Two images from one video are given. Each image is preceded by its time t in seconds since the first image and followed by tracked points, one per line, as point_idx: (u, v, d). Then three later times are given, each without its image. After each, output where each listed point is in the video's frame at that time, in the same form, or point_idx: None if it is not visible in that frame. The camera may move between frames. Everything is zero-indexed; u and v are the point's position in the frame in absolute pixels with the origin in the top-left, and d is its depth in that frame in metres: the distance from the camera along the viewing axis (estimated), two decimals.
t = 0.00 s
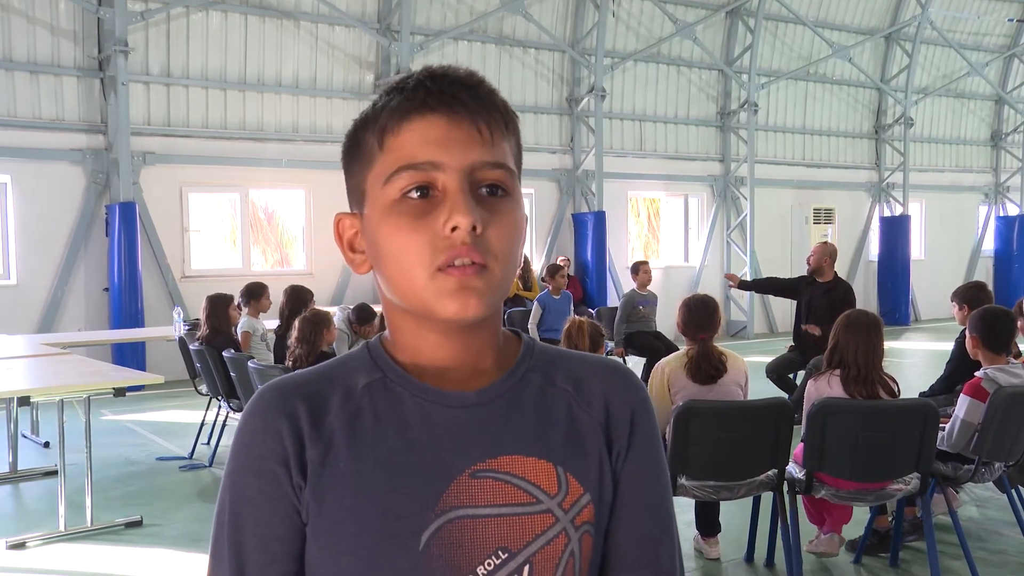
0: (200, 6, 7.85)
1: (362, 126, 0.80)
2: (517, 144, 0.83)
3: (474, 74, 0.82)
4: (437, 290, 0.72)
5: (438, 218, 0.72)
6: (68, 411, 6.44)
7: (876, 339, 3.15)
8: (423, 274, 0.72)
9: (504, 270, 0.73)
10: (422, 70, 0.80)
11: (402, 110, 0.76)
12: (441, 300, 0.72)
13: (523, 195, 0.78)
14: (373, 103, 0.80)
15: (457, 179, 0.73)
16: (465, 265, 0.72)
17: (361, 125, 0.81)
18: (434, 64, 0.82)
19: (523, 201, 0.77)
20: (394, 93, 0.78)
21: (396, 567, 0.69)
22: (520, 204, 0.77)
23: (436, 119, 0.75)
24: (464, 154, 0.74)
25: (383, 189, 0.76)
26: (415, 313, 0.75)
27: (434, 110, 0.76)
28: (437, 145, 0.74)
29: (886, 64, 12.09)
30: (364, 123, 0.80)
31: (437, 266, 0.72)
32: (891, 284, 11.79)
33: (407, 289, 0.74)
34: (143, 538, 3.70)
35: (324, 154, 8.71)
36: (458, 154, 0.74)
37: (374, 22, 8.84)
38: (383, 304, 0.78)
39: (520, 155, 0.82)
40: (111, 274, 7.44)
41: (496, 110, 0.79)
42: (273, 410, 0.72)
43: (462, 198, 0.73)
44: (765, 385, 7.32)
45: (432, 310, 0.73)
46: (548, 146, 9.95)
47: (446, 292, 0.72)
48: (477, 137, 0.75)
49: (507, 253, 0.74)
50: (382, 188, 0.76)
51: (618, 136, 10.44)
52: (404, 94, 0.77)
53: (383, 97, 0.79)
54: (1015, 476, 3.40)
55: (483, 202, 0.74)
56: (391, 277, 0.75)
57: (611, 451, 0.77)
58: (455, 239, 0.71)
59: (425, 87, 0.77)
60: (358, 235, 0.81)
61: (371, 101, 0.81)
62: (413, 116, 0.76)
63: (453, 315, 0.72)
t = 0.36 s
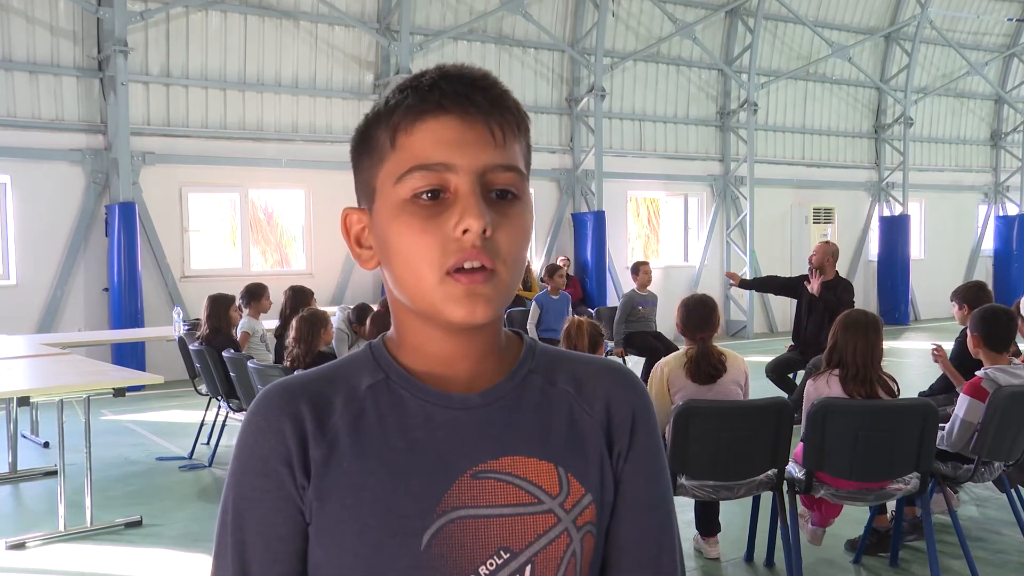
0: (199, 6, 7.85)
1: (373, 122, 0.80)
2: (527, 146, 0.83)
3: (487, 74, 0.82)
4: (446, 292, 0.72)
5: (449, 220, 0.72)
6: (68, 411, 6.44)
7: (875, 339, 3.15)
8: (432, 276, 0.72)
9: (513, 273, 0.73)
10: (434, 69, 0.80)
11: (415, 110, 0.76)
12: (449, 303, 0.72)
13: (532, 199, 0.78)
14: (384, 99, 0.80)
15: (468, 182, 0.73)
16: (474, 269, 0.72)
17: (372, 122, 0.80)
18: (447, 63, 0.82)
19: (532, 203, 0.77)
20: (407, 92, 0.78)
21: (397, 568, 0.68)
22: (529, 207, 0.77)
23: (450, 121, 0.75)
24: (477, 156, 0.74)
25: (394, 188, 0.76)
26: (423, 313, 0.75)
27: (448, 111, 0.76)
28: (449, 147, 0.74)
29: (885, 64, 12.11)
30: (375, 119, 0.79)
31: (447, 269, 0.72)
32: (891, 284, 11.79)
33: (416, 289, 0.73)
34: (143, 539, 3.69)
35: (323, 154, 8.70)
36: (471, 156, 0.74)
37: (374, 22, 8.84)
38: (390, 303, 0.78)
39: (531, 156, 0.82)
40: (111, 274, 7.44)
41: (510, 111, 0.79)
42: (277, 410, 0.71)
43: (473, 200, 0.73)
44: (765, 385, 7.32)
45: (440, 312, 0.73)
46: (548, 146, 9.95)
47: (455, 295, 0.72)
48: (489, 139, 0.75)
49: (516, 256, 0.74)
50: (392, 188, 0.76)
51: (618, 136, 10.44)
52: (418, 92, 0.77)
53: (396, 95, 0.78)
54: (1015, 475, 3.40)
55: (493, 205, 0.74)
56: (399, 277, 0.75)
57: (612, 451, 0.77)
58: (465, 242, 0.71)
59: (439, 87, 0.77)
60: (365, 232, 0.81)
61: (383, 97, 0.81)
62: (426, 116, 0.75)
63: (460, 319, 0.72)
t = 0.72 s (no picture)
0: (199, 6, 7.85)
1: (385, 121, 0.80)
2: (538, 149, 0.83)
3: (500, 76, 0.82)
4: (456, 293, 0.72)
5: (459, 223, 0.72)
6: (68, 411, 6.44)
7: (876, 339, 3.15)
8: (443, 277, 0.72)
9: (521, 276, 0.74)
10: (447, 69, 0.80)
11: (427, 111, 0.76)
12: (457, 304, 0.72)
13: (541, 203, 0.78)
14: (397, 99, 0.80)
15: (479, 185, 0.73)
16: (484, 272, 0.72)
17: (384, 121, 0.80)
18: (460, 63, 0.82)
19: (542, 208, 0.77)
20: (420, 92, 0.78)
21: (403, 566, 0.68)
22: (539, 211, 0.77)
23: (462, 123, 0.75)
24: (488, 160, 0.74)
25: (405, 189, 0.76)
26: (430, 312, 0.75)
27: (461, 113, 0.75)
28: (461, 150, 0.74)
29: (885, 65, 12.12)
30: (387, 119, 0.79)
31: (457, 273, 0.72)
32: (890, 285, 11.80)
33: (425, 289, 0.74)
34: (143, 539, 3.69)
35: (323, 154, 8.71)
36: (482, 159, 0.74)
37: (373, 23, 8.84)
38: (398, 302, 0.79)
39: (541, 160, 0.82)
40: (111, 274, 7.44)
41: (521, 115, 0.79)
42: (284, 408, 0.72)
43: (485, 204, 0.73)
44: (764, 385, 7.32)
45: (449, 313, 0.73)
46: (548, 146, 9.96)
47: (463, 297, 0.72)
48: (501, 142, 0.75)
49: (525, 261, 0.74)
50: (403, 188, 0.76)
51: (617, 136, 10.45)
52: (431, 93, 0.77)
53: (408, 95, 0.78)
54: (1015, 475, 3.40)
55: (504, 209, 0.74)
56: (408, 276, 0.75)
57: (615, 450, 0.77)
58: (477, 247, 0.71)
59: (452, 90, 0.77)
60: (375, 230, 0.81)
61: (395, 97, 0.81)
62: (438, 118, 0.75)
63: (469, 321, 0.72)
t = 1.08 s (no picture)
0: (198, 6, 7.85)
1: (399, 122, 0.80)
2: (552, 153, 0.83)
3: (514, 79, 0.82)
4: (468, 296, 0.72)
5: (473, 226, 0.72)
6: (68, 411, 6.44)
7: (877, 339, 3.16)
8: (456, 280, 0.72)
9: (533, 280, 0.74)
10: (463, 72, 0.80)
11: (443, 114, 0.76)
12: (470, 306, 0.72)
13: (554, 206, 0.78)
14: (412, 100, 0.80)
15: (494, 188, 0.73)
16: (497, 275, 0.72)
17: (398, 121, 0.80)
18: (475, 65, 0.82)
19: (554, 211, 0.78)
20: (436, 95, 0.78)
21: (411, 565, 0.69)
22: (551, 214, 0.77)
23: (477, 126, 0.75)
24: (502, 162, 0.74)
25: (419, 191, 0.76)
26: (442, 314, 0.75)
27: (477, 115, 0.76)
28: (475, 153, 0.74)
29: (885, 65, 12.13)
30: (401, 121, 0.80)
31: (471, 275, 0.72)
32: (890, 285, 11.81)
33: (437, 291, 0.74)
34: (144, 539, 3.70)
35: (323, 154, 8.71)
36: (497, 162, 0.74)
37: (373, 23, 8.85)
38: (409, 302, 0.79)
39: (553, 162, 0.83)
40: (111, 274, 7.44)
41: (535, 118, 0.79)
42: (294, 407, 0.72)
43: (498, 208, 0.73)
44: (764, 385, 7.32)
45: (461, 314, 0.73)
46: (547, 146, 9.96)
47: (476, 300, 0.72)
48: (516, 145, 0.75)
49: (537, 265, 0.74)
50: (418, 190, 0.76)
51: (617, 136, 10.45)
52: (446, 96, 0.77)
53: (424, 97, 0.78)
54: (1014, 475, 3.41)
55: (516, 212, 0.74)
56: (421, 277, 0.75)
57: (624, 451, 0.78)
58: (490, 249, 0.72)
59: (468, 93, 0.77)
60: (387, 229, 0.81)
61: (409, 97, 0.81)
62: (453, 121, 0.76)
63: (481, 323, 0.73)
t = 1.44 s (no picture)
0: (198, 6, 7.86)
1: (407, 124, 0.80)
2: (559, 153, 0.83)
3: (523, 80, 0.82)
4: (479, 295, 0.72)
5: (484, 226, 0.72)
6: (67, 412, 6.44)
7: (877, 339, 3.16)
8: (466, 279, 0.72)
9: (544, 279, 0.74)
10: (471, 74, 0.80)
11: (452, 115, 0.77)
12: (482, 305, 0.73)
13: (563, 207, 0.79)
14: (420, 102, 0.80)
15: (504, 189, 0.74)
16: (508, 274, 0.72)
17: (407, 124, 0.81)
18: (483, 68, 0.82)
19: (564, 211, 0.78)
20: (445, 97, 0.78)
21: (419, 564, 0.69)
22: (561, 214, 0.78)
23: (486, 127, 0.75)
24: (512, 163, 0.74)
25: (429, 191, 0.76)
26: (452, 314, 0.75)
27: (485, 117, 0.76)
28: (485, 154, 0.75)
29: (884, 65, 12.13)
30: (410, 122, 0.80)
31: (482, 274, 0.72)
32: (889, 285, 11.81)
33: (448, 291, 0.74)
34: (144, 539, 3.70)
35: (323, 155, 8.71)
36: (507, 163, 0.74)
37: (373, 23, 8.85)
38: (418, 302, 0.79)
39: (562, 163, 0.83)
40: (110, 275, 7.44)
41: (544, 120, 0.79)
42: (302, 407, 0.72)
43: (508, 208, 0.73)
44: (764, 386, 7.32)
45: (472, 314, 0.73)
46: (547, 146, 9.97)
47: (488, 298, 0.72)
48: (525, 146, 0.76)
49: (548, 264, 0.74)
50: (427, 191, 0.76)
51: (617, 136, 10.44)
52: (455, 98, 0.77)
53: (432, 99, 0.79)
54: (1013, 475, 3.41)
55: (526, 211, 0.74)
56: (431, 277, 0.75)
57: (633, 453, 0.78)
58: (501, 248, 0.72)
59: (477, 94, 0.77)
60: (396, 232, 0.81)
61: (417, 100, 0.81)
62: (463, 122, 0.76)
63: (493, 320, 0.73)
